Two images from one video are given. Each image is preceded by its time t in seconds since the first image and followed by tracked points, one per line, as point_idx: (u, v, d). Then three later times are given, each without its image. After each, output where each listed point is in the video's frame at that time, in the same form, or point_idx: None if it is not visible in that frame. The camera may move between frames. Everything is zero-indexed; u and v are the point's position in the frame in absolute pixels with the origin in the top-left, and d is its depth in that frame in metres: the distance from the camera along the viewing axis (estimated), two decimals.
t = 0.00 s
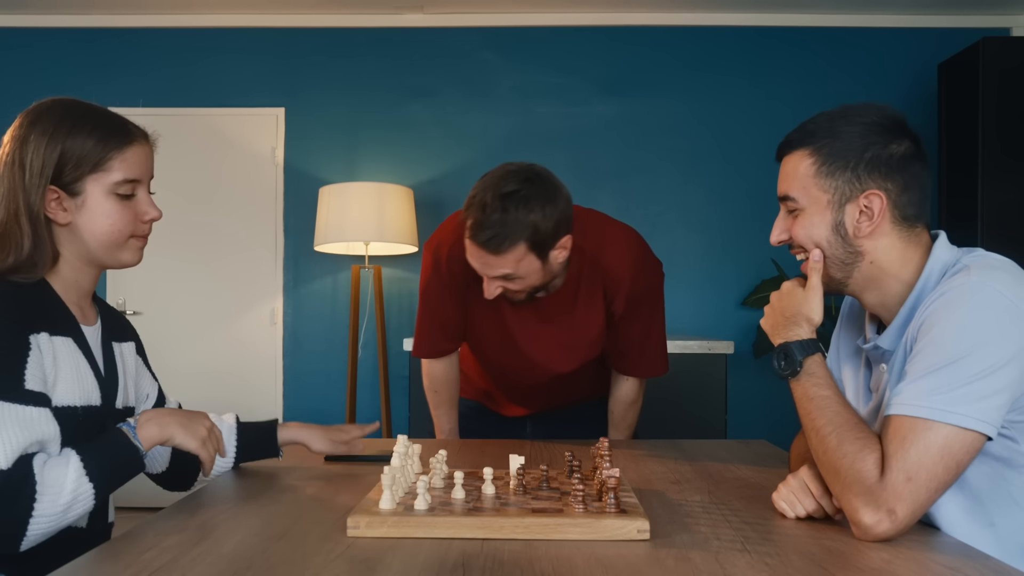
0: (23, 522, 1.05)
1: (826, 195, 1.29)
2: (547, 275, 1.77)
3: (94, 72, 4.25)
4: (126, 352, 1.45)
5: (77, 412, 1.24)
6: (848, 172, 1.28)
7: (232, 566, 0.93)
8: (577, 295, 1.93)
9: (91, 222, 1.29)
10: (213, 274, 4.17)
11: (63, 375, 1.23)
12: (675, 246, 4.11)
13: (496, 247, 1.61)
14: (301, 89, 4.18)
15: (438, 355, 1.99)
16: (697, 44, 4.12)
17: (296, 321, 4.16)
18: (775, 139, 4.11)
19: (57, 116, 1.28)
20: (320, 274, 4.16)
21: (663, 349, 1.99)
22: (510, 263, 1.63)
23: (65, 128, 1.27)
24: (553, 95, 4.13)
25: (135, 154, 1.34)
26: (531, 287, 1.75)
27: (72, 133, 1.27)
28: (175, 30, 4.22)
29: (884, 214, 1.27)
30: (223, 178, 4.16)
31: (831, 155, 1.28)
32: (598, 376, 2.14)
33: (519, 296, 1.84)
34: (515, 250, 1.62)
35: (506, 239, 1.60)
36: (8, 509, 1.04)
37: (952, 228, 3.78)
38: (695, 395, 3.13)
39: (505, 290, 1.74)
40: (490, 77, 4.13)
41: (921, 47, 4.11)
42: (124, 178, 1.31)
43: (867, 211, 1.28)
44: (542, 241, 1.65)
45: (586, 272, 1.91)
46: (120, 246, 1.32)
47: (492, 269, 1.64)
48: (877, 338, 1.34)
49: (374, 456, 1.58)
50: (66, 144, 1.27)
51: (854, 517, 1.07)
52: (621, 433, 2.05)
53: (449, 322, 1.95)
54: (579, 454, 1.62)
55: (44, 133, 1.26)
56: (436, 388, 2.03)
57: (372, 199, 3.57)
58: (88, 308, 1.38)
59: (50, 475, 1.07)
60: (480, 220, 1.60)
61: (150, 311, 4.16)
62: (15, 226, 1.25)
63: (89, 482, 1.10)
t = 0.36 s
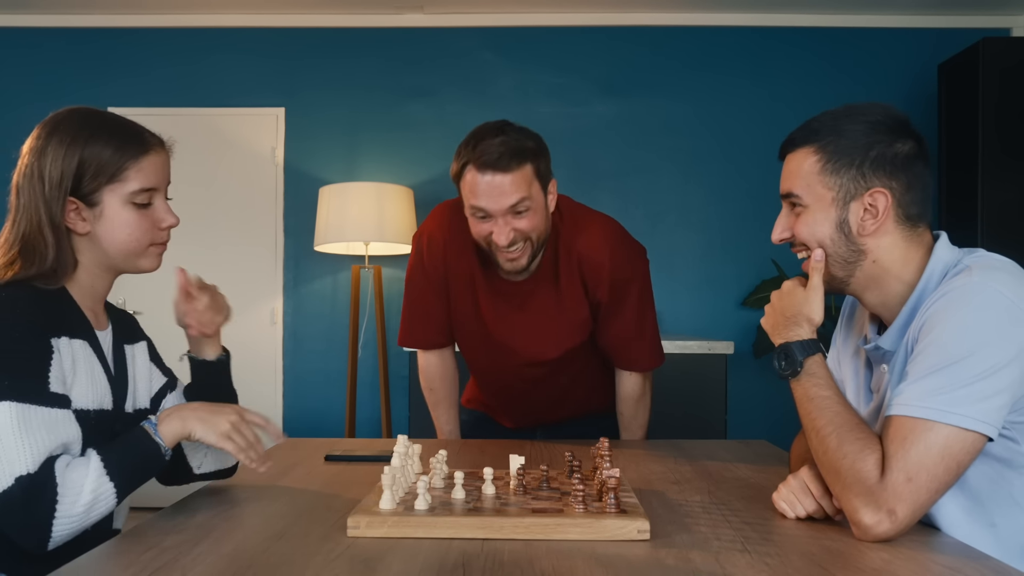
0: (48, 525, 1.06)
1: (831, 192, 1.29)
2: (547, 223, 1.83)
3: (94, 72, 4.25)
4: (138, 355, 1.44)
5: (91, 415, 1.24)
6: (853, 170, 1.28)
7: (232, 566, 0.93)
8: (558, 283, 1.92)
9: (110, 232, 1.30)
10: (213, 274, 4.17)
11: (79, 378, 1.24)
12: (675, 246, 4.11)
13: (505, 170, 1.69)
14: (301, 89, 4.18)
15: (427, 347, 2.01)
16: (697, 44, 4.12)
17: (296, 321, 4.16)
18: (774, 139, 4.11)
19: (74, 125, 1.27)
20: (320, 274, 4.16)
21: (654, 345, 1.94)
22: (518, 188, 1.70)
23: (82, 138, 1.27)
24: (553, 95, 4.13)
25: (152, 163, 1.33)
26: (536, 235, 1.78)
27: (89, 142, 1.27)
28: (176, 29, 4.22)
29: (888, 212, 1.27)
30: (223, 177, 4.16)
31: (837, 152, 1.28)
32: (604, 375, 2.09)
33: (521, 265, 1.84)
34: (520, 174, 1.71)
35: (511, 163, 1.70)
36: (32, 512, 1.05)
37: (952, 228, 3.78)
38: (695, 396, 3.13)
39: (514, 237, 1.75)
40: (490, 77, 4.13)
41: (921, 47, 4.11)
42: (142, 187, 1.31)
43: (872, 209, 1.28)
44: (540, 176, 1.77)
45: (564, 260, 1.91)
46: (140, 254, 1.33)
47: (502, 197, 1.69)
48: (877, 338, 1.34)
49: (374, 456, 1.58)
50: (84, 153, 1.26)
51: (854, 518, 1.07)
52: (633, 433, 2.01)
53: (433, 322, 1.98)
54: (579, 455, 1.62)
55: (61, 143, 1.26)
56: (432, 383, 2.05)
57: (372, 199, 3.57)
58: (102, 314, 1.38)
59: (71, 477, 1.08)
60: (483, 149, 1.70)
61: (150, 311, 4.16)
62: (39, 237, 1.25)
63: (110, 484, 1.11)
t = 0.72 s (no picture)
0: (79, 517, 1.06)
1: (846, 184, 1.28)
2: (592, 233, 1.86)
3: (94, 72, 4.24)
4: (151, 362, 1.43)
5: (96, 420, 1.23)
6: (869, 163, 1.28)
7: (232, 566, 0.92)
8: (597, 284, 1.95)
9: (135, 239, 1.30)
10: (212, 274, 4.16)
11: (92, 382, 1.23)
12: (675, 246, 4.11)
13: (559, 171, 1.74)
14: (301, 89, 4.18)
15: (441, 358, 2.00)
16: (696, 44, 4.12)
17: (296, 321, 4.17)
18: (775, 139, 4.11)
19: (100, 135, 1.28)
20: (320, 274, 4.16)
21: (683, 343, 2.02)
22: (570, 189, 1.75)
23: (106, 147, 1.27)
24: (553, 95, 4.13)
25: (176, 170, 1.33)
26: (580, 242, 1.80)
27: (113, 150, 1.28)
28: (176, 30, 4.22)
29: (901, 208, 1.27)
30: (223, 177, 4.16)
31: (853, 144, 1.28)
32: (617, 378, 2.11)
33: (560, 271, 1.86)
34: (573, 177, 1.76)
35: (566, 164, 1.75)
36: (63, 504, 1.04)
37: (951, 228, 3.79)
38: (695, 396, 3.13)
39: (556, 239, 1.78)
40: (490, 77, 4.13)
41: (921, 47, 4.11)
42: (166, 195, 1.31)
43: (886, 204, 1.28)
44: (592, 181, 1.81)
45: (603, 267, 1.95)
46: (164, 261, 1.33)
47: (553, 196, 1.74)
48: (877, 338, 1.33)
49: (374, 456, 1.58)
50: (108, 161, 1.27)
51: (853, 517, 1.07)
52: (646, 431, 2.06)
53: (459, 329, 1.97)
54: (578, 455, 1.62)
55: (86, 152, 1.26)
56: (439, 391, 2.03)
57: (372, 200, 3.57)
58: (116, 322, 1.37)
59: (96, 470, 1.08)
60: (540, 147, 1.75)
61: (150, 311, 4.16)
62: (64, 243, 1.25)
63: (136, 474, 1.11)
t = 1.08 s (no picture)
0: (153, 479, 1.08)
1: (849, 182, 1.28)
2: (566, 221, 1.88)
3: (94, 72, 4.24)
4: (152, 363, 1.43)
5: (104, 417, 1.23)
6: (873, 162, 1.28)
7: (231, 566, 0.92)
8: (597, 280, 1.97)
9: (138, 241, 1.29)
10: (213, 274, 4.16)
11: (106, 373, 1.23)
12: (675, 246, 4.11)
13: (531, 141, 1.85)
14: (301, 89, 4.18)
15: (449, 355, 1.99)
16: (696, 44, 4.12)
17: (296, 321, 4.16)
18: (775, 139, 4.11)
19: (103, 137, 1.27)
20: (320, 274, 4.16)
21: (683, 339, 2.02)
22: (538, 162, 1.84)
23: (110, 149, 1.26)
24: (553, 95, 4.13)
25: (179, 172, 1.33)
26: (542, 218, 1.84)
27: (116, 153, 1.27)
28: (176, 30, 4.22)
29: (905, 208, 1.27)
30: (223, 178, 4.16)
31: (857, 143, 1.28)
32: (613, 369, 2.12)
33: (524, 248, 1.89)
34: (544, 150, 1.85)
35: (540, 135, 1.85)
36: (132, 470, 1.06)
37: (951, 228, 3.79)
38: (695, 396, 3.13)
39: (518, 208, 1.85)
40: (490, 77, 4.13)
41: (921, 47, 4.11)
42: (169, 197, 1.31)
43: (889, 204, 1.28)
44: (568, 164, 1.88)
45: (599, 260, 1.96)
46: (167, 263, 1.33)
47: (519, 164, 1.84)
48: (878, 338, 1.34)
49: (374, 456, 1.58)
50: (112, 164, 1.26)
51: (853, 517, 1.07)
52: (635, 430, 2.07)
53: (460, 323, 1.97)
54: (578, 454, 1.62)
55: (90, 154, 1.26)
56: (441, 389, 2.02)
57: (371, 199, 3.56)
58: (118, 322, 1.38)
59: (169, 428, 1.10)
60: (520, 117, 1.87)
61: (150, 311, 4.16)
62: (69, 246, 1.25)
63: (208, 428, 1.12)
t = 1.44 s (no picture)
0: (252, 396, 1.07)
1: (850, 182, 1.28)
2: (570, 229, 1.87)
3: (93, 72, 4.24)
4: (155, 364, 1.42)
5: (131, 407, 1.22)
6: (874, 161, 1.27)
7: (230, 566, 0.92)
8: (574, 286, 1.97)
9: (145, 242, 1.29)
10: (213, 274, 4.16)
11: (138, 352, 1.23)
12: (675, 247, 4.11)
13: (534, 164, 1.75)
14: (301, 89, 4.18)
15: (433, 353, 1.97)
16: (695, 44, 4.12)
17: (296, 321, 4.16)
18: (775, 139, 4.11)
19: (110, 140, 1.28)
20: (320, 274, 4.16)
21: (663, 346, 2.01)
22: (550, 187, 1.76)
23: (117, 151, 1.27)
24: (553, 94, 4.13)
25: (186, 173, 1.33)
26: (559, 237, 1.82)
27: (123, 155, 1.27)
28: (175, 29, 4.22)
29: (905, 207, 1.27)
30: (223, 178, 4.16)
31: (858, 143, 1.28)
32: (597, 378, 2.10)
33: (539, 264, 1.87)
34: (551, 173, 1.77)
35: (542, 158, 1.76)
36: (229, 388, 1.06)
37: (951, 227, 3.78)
38: (695, 396, 3.13)
39: (535, 236, 1.79)
40: (490, 77, 4.13)
41: (921, 47, 4.11)
42: (176, 198, 1.30)
43: (891, 203, 1.27)
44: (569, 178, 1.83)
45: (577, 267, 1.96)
46: (175, 264, 1.33)
47: (531, 194, 1.75)
48: (878, 337, 1.34)
49: (375, 454, 1.58)
50: (119, 166, 1.26)
51: (853, 517, 1.07)
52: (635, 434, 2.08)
53: (440, 326, 1.95)
54: (578, 454, 1.62)
55: (98, 157, 1.26)
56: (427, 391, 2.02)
57: (372, 198, 3.56)
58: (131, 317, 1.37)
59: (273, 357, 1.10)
60: (518, 143, 1.76)
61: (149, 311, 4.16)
62: (83, 244, 1.25)
63: (311, 346, 1.12)
